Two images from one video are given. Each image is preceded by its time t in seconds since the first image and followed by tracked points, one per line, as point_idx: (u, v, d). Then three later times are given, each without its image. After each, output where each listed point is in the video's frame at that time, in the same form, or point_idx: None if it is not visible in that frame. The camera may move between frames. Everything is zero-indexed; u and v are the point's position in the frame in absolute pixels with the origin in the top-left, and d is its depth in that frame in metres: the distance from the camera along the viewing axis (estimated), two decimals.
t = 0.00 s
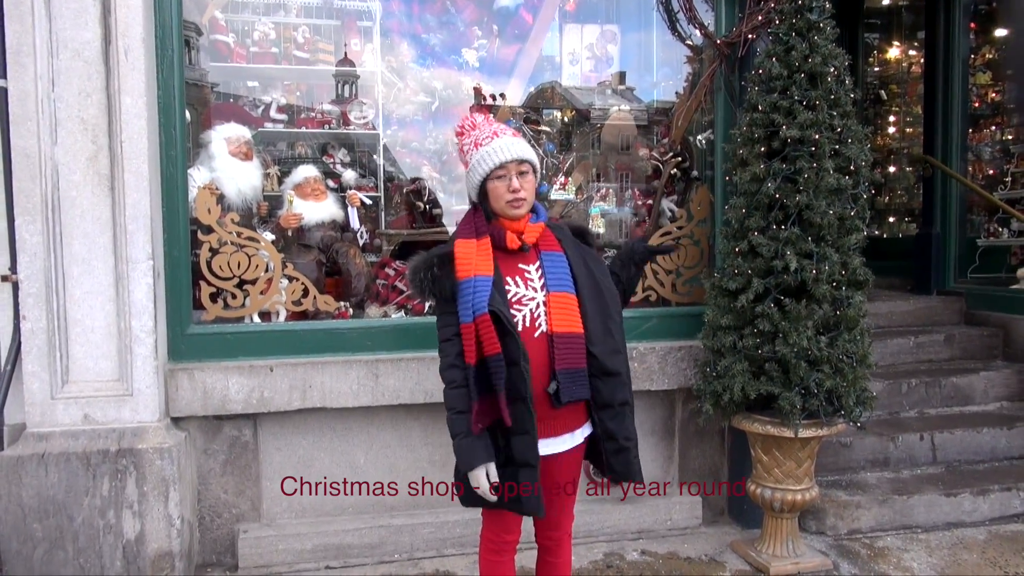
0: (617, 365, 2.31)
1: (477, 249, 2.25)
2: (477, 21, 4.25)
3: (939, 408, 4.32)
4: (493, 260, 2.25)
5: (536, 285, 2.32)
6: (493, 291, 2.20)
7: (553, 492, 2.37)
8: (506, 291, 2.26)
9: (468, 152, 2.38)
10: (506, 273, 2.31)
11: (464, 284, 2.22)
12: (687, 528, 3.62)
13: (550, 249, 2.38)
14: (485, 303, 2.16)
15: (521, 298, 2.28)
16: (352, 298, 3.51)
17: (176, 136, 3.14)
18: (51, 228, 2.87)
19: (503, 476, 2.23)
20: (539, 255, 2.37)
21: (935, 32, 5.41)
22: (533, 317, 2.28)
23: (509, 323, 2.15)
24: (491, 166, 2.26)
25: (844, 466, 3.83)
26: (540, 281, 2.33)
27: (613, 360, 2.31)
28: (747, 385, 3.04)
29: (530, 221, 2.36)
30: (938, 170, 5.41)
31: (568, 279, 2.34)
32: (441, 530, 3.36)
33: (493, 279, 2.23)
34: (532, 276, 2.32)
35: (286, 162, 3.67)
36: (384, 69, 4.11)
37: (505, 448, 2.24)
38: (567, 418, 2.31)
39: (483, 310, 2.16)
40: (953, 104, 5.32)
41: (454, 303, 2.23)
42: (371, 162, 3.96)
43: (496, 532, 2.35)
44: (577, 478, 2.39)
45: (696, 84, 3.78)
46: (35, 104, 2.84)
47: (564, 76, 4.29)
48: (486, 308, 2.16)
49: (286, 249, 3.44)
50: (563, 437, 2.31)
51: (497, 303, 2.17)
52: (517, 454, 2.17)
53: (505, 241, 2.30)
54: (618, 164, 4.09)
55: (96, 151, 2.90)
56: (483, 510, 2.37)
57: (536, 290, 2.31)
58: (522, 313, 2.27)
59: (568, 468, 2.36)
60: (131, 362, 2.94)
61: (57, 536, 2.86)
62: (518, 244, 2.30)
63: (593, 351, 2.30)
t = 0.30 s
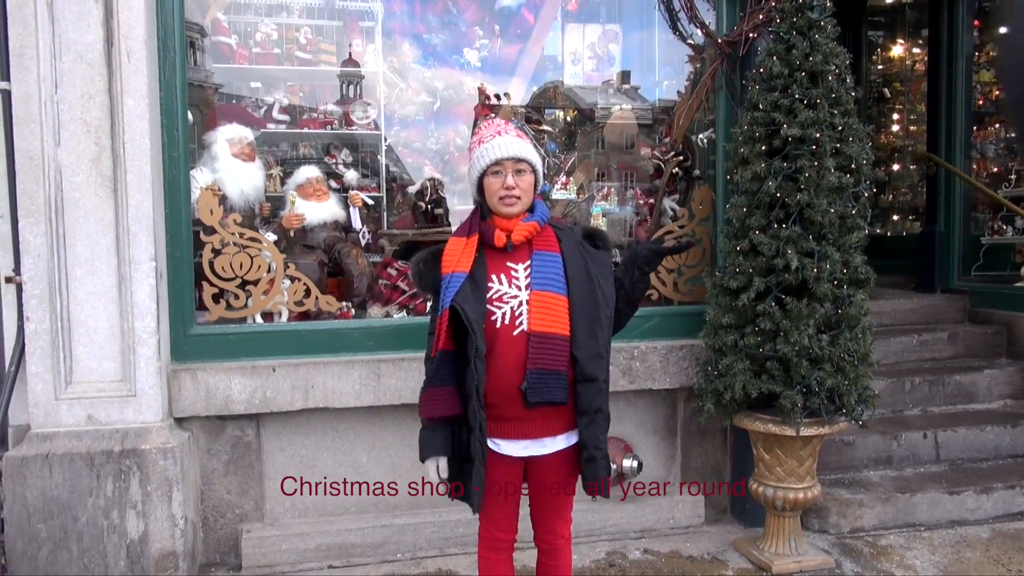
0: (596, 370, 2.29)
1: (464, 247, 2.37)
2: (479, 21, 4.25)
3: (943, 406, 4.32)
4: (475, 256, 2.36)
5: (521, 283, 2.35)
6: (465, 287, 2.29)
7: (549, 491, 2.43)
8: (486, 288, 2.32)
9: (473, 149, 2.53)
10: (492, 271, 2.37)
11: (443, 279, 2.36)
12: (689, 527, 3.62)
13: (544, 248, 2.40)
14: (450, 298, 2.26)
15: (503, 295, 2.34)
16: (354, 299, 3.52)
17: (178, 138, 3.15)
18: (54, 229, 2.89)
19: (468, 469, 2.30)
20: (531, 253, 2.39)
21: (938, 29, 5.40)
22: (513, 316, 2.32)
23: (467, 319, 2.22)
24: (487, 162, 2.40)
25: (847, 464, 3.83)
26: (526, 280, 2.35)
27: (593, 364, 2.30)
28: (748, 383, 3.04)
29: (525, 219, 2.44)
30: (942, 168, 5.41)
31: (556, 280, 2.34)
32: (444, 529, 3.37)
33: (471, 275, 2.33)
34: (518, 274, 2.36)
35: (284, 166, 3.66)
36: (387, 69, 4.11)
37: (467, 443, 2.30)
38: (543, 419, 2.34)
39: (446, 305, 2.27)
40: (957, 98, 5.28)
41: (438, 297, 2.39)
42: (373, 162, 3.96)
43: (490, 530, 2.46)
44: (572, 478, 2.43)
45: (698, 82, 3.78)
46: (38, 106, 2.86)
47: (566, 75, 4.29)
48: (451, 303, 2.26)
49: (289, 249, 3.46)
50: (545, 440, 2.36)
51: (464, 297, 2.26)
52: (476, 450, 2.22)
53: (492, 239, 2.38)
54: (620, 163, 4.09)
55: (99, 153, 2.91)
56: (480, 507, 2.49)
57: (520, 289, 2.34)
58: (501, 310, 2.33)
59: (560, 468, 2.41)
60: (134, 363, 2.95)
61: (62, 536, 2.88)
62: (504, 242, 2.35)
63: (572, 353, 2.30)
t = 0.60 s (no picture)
0: (568, 368, 2.28)
1: (455, 239, 2.42)
2: (478, 17, 4.23)
3: (942, 403, 4.31)
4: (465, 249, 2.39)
5: (508, 277, 2.37)
6: (450, 279, 2.33)
7: (535, 486, 2.44)
8: (472, 281, 2.36)
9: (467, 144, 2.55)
10: (480, 264, 2.40)
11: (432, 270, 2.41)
12: (685, 523, 3.62)
13: (534, 243, 2.40)
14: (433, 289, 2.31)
15: (489, 289, 2.37)
16: (350, 294, 3.53)
17: (175, 133, 3.17)
18: (51, 224, 2.91)
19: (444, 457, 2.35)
20: (520, 247, 2.41)
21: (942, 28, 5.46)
22: (498, 309, 2.35)
23: (447, 311, 2.27)
24: (477, 157, 2.41)
25: (844, 461, 3.83)
26: (513, 274, 2.38)
27: (566, 362, 2.28)
28: (742, 379, 3.03)
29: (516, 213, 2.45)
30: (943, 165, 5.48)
31: (543, 274, 2.35)
32: (439, 523, 3.38)
33: (459, 267, 2.37)
34: (506, 269, 2.39)
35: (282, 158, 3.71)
36: (386, 66, 4.10)
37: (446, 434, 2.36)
38: (521, 415, 2.35)
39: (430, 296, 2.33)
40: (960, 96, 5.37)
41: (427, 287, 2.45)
42: (370, 158, 3.97)
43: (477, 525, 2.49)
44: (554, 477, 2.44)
45: (695, 78, 3.78)
46: (35, 103, 2.88)
47: (565, 71, 4.27)
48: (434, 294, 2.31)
49: (286, 245, 3.47)
50: (526, 435, 2.38)
51: (449, 289, 2.31)
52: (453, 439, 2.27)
53: (482, 233, 2.40)
54: (618, 159, 4.10)
55: (96, 149, 2.93)
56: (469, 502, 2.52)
57: (506, 283, 2.37)
58: (487, 303, 2.36)
59: (542, 466, 2.43)
60: (131, 357, 2.98)
61: (59, 528, 2.91)
62: (491, 236, 2.37)
63: (553, 349, 2.30)
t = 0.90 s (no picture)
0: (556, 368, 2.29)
1: (458, 237, 2.43)
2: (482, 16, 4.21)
3: (954, 404, 4.25)
4: (468, 247, 2.41)
5: (508, 277, 2.39)
6: (455, 276, 2.35)
7: (533, 481, 2.44)
8: (475, 279, 2.38)
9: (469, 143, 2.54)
10: (481, 263, 2.42)
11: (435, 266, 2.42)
12: (689, 524, 3.60)
13: (535, 244, 2.42)
14: (440, 285, 2.33)
15: (490, 287, 2.38)
16: (354, 294, 3.55)
17: (180, 135, 3.21)
18: (58, 226, 2.96)
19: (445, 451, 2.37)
20: (521, 248, 2.42)
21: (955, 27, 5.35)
22: (498, 308, 2.36)
23: (454, 309, 2.30)
24: (481, 159, 2.42)
25: (851, 463, 3.79)
26: (514, 274, 2.39)
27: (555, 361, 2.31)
28: (744, 380, 3.01)
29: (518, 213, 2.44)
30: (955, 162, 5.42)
31: (542, 275, 2.37)
32: (441, 523, 3.39)
33: (463, 264, 2.38)
34: (507, 268, 2.40)
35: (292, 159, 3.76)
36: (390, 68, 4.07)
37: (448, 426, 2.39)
38: (519, 414, 2.36)
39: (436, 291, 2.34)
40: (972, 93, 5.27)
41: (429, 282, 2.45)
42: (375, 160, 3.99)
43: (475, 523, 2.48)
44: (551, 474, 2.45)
45: (697, 78, 3.79)
46: (43, 106, 2.93)
47: (572, 72, 4.23)
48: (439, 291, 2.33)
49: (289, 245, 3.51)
50: (525, 433, 2.38)
51: (454, 288, 2.33)
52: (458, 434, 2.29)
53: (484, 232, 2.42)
54: (622, 160, 4.05)
55: (103, 151, 2.98)
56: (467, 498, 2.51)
57: (507, 282, 2.38)
58: (488, 302, 2.38)
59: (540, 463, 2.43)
60: (136, 356, 3.02)
61: (66, 525, 2.96)
62: (494, 235, 2.39)
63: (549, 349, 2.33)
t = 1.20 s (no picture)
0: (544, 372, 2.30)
1: (461, 235, 2.40)
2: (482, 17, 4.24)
3: (957, 406, 4.20)
4: (471, 246, 2.38)
5: (509, 279, 2.37)
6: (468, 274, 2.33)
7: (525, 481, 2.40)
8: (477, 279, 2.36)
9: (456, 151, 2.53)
10: (482, 263, 2.40)
11: (440, 264, 2.37)
12: (685, 525, 3.58)
13: (536, 248, 2.38)
14: (461, 283, 2.30)
15: (491, 289, 2.37)
16: (349, 293, 3.55)
17: (175, 136, 3.22)
18: (53, 226, 2.98)
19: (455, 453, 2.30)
20: (521, 251, 2.40)
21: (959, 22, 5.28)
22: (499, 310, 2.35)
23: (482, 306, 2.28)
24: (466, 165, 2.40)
25: (851, 464, 3.75)
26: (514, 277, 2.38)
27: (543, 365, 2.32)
28: (738, 381, 2.99)
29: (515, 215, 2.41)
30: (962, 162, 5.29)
31: (541, 279, 2.34)
32: (435, 523, 3.38)
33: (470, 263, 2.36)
34: (507, 270, 2.38)
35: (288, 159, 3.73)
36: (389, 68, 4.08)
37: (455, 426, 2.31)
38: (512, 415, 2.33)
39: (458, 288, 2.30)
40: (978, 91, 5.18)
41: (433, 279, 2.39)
42: (375, 159, 3.95)
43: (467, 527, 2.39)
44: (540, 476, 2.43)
45: (693, 76, 3.75)
46: (37, 106, 2.95)
47: (571, 71, 4.22)
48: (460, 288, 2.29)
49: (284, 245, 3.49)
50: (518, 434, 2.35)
51: (472, 287, 2.32)
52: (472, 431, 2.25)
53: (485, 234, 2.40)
54: (622, 158, 4.03)
55: (97, 151, 2.99)
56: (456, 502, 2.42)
57: (507, 284, 2.37)
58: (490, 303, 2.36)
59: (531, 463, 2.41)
60: (129, 355, 3.03)
61: (59, 523, 2.97)
62: (494, 237, 2.37)
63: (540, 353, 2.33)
